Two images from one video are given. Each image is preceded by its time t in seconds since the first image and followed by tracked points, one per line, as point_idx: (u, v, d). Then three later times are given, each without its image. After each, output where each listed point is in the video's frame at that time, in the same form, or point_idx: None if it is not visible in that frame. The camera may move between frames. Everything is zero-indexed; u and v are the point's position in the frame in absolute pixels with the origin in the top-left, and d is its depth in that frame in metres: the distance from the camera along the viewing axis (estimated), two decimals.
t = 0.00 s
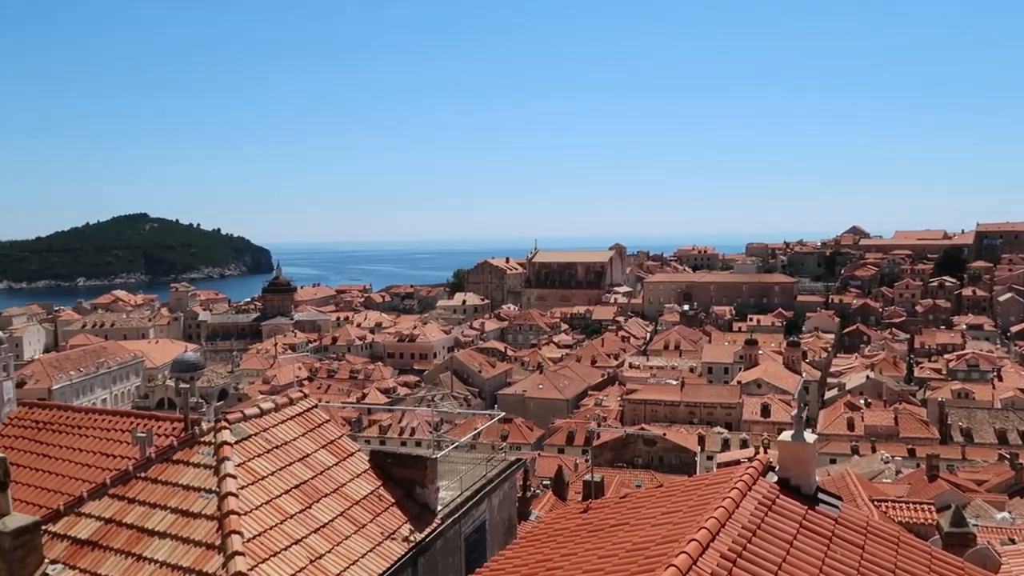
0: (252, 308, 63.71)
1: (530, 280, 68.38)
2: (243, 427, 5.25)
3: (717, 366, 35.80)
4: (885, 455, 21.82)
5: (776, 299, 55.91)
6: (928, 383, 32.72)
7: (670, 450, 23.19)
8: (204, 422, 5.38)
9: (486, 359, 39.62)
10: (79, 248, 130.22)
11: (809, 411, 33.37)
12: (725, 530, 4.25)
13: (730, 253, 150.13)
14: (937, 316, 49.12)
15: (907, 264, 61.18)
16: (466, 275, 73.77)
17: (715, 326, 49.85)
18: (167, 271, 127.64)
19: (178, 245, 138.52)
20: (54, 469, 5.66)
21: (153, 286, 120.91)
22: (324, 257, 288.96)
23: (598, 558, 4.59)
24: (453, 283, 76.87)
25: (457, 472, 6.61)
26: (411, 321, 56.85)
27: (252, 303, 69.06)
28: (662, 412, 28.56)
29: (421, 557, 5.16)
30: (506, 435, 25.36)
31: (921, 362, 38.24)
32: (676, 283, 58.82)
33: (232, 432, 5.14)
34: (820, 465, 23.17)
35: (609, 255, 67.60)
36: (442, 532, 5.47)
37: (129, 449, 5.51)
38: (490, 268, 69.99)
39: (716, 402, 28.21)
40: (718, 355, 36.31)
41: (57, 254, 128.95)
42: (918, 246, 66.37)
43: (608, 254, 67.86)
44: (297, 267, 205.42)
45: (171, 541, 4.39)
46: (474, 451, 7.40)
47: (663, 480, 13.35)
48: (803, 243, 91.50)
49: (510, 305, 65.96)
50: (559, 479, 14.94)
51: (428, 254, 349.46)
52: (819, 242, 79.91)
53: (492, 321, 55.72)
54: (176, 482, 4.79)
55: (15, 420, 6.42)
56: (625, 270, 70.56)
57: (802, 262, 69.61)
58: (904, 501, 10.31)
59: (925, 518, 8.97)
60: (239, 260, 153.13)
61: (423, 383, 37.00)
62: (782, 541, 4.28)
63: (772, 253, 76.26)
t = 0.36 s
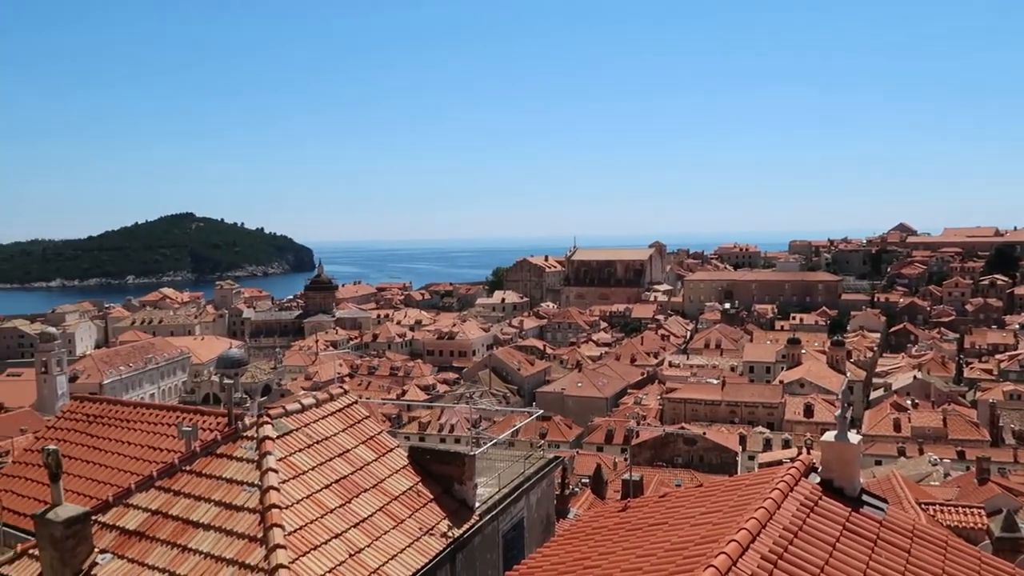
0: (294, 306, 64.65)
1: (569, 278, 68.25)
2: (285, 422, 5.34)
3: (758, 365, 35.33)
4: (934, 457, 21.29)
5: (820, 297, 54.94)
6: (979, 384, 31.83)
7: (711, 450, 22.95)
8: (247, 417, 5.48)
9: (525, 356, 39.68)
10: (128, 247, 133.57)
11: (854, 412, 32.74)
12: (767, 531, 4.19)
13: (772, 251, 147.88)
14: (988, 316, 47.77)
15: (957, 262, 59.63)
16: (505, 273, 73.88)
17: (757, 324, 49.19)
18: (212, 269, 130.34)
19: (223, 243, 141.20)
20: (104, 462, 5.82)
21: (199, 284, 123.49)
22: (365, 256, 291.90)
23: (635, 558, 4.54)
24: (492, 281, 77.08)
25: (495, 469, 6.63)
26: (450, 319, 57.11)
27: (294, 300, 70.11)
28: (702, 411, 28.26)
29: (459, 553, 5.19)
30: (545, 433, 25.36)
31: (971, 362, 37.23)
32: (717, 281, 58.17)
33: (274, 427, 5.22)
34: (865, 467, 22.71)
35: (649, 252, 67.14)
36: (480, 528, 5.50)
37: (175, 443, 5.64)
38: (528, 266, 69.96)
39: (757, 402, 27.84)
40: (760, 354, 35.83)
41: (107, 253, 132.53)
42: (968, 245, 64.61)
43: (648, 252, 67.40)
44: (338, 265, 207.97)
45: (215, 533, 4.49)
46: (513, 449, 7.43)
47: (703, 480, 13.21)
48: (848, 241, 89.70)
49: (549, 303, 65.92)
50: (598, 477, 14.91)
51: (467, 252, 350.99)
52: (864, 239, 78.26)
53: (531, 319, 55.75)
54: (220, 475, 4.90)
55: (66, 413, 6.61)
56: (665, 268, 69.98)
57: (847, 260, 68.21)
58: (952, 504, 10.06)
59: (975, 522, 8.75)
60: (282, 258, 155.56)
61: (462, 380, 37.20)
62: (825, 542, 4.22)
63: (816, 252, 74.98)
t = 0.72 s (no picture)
0: (337, 304, 65.44)
1: (610, 278, 67.86)
2: (325, 420, 5.39)
3: (803, 366, 34.70)
4: (987, 462, 20.64)
5: (867, 297, 53.74)
6: None
7: (754, 452, 22.62)
8: (289, 414, 5.55)
9: (566, 356, 39.58)
10: (177, 246, 136.77)
11: (903, 415, 31.92)
12: (810, 536, 4.10)
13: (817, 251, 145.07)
14: None
15: (1012, 261, 57.73)
16: (545, 272, 73.76)
17: (801, 324, 48.32)
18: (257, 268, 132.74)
19: (268, 243, 143.69)
20: (152, 456, 5.95)
21: (245, 282, 125.90)
22: (407, 255, 294.05)
23: (674, 562, 4.48)
24: (532, 280, 77.03)
25: (534, 469, 6.58)
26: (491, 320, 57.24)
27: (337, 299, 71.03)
28: (745, 412, 27.88)
29: (497, 553, 5.19)
30: (585, 433, 25.27)
31: None
32: (760, 280, 57.29)
33: (315, 424, 5.29)
34: (915, 471, 22.13)
35: (691, 251, 66.41)
36: (518, 528, 5.49)
37: (219, 439, 5.74)
38: (569, 265, 69.73)
39: (802, 403, 27.33)
40: (805, 355, 35.19)
41: (156, 252, 135.85)
42: None
43: (690, 251, 66.67)
44: (381, 264, 209.93)
45: (257, 528, 4.55)
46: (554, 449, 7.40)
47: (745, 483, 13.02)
48: (898, 239, 87.50)
49: (589, 303, 65.63)
50: (639, 478, 14.80)
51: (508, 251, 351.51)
52: (914, 238, 76.29)
53: (572, 318, 55.57)
54: (263, 472, 4.97)
55: (116, 408, 6.80)
56: (708, 267, 69.15)
57: (896, 259, 66.56)
58: (1007, 511, 9.74)
59: None
60: (325, 258, 157.63)
61: (502, 379, 37.26)
62: (872, 549, 4.11)
63: (863, 250, 73.34)
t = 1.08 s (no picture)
0: (392, 311, 66.32)
1: (664, 285, 67.16)
2: (379, 425, 5.46)
3: (865, 376, 33.74)
4: None
5: (932, 305, 52.01)
6: None
7: (813, 463, 22.06)
8: (344, 419, 5.64)
9: (620, 364, 39.28)
10: (238, 253, 140.67)
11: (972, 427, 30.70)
12: (871, 552, 3.98)
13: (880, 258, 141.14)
14: None
15: None
16: (599, 280, 73.37)
17: (863, 333, 47.00)
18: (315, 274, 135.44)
19: (326, 250, 146.63)
20: (212, 459, 6.12)
21: (304, 288, 128.68)
22: (460, 262, 296.37)
23: None
24: (586, 287, 76.75)
25: (586, 478, 6.53)
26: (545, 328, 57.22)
27: (392, 306, 72.01)
28: (804, 422, 27.23)
29: (549, 561, 5.17)
30: (638, 442, 25.01)
31: None
32: (820, 288, 55.98)
33: (369, 430, 5.35)
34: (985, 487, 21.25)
35: (747, 258, 65.28)
36: (570, 537, 5.45)
37: (277, 442, 5.86)
38: (623, 272, 69.35)
39: (864, 415, 26.56)
40: (867, 364, 34.19)
41: (219, 259, 139.78)
42: None
43: (747, 257, 65.53)
44: (436, 271, 211.84)
45: (312, 531, 4.63)
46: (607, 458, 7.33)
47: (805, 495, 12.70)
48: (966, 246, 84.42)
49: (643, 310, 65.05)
50: (693, 488, 14.57)
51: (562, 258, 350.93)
52: (984, 244, 73.49)
53: (626, 326, 55.16)
54: (318, 475, 5.06)
55: (180, 411, 7.02)
56: (765, 274, 67.88)
57: (964, 265, 64.24)
58: None
59: None
60: (381, 264, 159.88)
61: (555, 386, 37.17)
62: (937, 568, 3.95)
63: (929, 256, 70.98)
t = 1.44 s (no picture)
0: (461, 316, 66.89)
1: (736, 292, 65.77)
2: (446, 430, 5.51)
3: (951, 390, 32.24)
4: None
5: None
6: None
7: (894, 480, 21.18)
8: (412, 422, 5.72)
9: (690, 372, 38.62)
10: (313, 258, 144.44)
11: None
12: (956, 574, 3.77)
13: (965, 266, 134.97)
14: None
15: None
16: (669, 287, 72.42)
17: (948, 345, 44.98)
18: (386, 279, 137.95)
19: (397, 255, 149.14)
20: (285, 458, 6.28)
21: (375, 293, 131.20)
22: (529, 268, 296.94)
23: None
24: (655, 294, 75.83)
25: (654, 487, 6.41)
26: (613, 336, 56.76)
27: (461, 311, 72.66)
28: (884, 437, 26.21)
29: (614, 570, 5.11)
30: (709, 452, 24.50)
31: None
32: (902, 297, 53.84)
33: (436, 434, 5.39)
34: None
35: (824, 265, 63.33)
36: (636, 547, 5.37)
37: (346, 444, 5.97)
38: (694, 279, 68.18)
39: (950, 430, 25.37)
40: (953, 378, 32.68)
41: (294, 264, 143.89)
42: None
43: (824, 265, 63.58)
44: (504, 276, 212.82)
45: (380, 532, 4.69)
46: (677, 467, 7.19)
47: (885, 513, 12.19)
48: None
49: (715, 318, 63.82)
50: (766, 502, 14.19)
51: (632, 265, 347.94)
52: None
53: (696, 333, 54.24)
54: (386, 478, 5.13)
55: (254, 412, 7.22)
56: (843, 282, 65.72)
57: None
58: None
59: None
60: (451, 270, 161.61)
61: (624, 394, 36.80)
62: None
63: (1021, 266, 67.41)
